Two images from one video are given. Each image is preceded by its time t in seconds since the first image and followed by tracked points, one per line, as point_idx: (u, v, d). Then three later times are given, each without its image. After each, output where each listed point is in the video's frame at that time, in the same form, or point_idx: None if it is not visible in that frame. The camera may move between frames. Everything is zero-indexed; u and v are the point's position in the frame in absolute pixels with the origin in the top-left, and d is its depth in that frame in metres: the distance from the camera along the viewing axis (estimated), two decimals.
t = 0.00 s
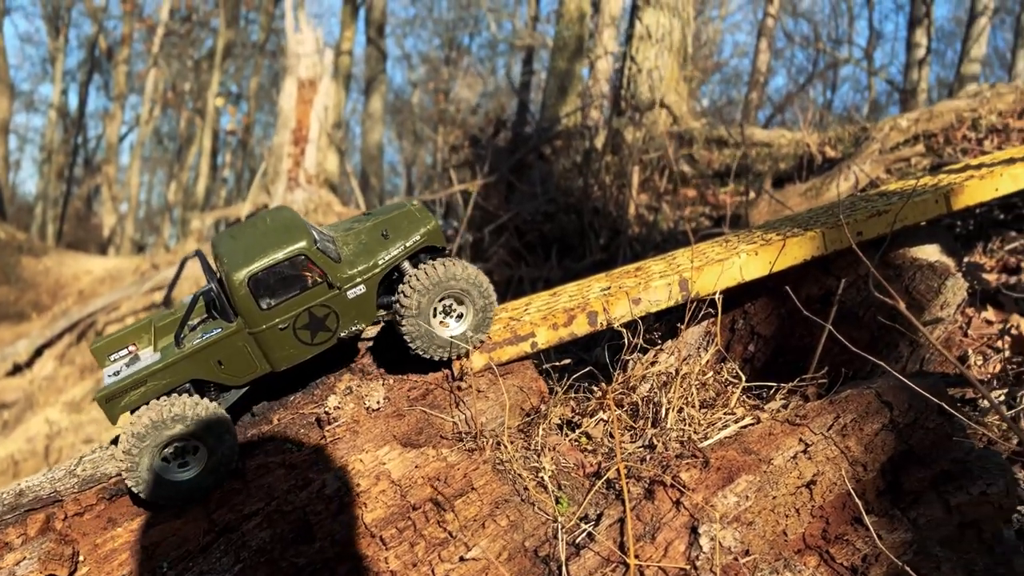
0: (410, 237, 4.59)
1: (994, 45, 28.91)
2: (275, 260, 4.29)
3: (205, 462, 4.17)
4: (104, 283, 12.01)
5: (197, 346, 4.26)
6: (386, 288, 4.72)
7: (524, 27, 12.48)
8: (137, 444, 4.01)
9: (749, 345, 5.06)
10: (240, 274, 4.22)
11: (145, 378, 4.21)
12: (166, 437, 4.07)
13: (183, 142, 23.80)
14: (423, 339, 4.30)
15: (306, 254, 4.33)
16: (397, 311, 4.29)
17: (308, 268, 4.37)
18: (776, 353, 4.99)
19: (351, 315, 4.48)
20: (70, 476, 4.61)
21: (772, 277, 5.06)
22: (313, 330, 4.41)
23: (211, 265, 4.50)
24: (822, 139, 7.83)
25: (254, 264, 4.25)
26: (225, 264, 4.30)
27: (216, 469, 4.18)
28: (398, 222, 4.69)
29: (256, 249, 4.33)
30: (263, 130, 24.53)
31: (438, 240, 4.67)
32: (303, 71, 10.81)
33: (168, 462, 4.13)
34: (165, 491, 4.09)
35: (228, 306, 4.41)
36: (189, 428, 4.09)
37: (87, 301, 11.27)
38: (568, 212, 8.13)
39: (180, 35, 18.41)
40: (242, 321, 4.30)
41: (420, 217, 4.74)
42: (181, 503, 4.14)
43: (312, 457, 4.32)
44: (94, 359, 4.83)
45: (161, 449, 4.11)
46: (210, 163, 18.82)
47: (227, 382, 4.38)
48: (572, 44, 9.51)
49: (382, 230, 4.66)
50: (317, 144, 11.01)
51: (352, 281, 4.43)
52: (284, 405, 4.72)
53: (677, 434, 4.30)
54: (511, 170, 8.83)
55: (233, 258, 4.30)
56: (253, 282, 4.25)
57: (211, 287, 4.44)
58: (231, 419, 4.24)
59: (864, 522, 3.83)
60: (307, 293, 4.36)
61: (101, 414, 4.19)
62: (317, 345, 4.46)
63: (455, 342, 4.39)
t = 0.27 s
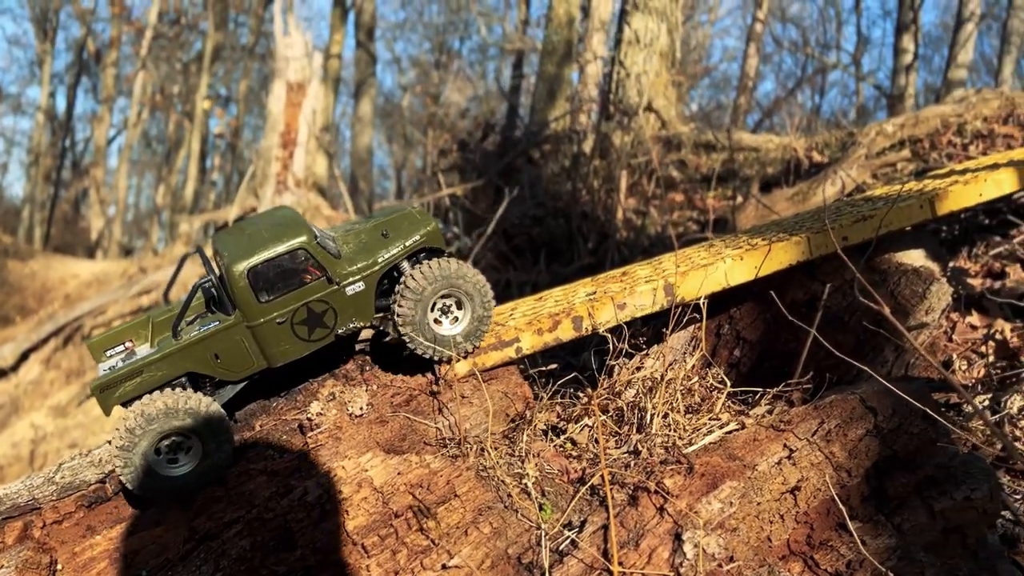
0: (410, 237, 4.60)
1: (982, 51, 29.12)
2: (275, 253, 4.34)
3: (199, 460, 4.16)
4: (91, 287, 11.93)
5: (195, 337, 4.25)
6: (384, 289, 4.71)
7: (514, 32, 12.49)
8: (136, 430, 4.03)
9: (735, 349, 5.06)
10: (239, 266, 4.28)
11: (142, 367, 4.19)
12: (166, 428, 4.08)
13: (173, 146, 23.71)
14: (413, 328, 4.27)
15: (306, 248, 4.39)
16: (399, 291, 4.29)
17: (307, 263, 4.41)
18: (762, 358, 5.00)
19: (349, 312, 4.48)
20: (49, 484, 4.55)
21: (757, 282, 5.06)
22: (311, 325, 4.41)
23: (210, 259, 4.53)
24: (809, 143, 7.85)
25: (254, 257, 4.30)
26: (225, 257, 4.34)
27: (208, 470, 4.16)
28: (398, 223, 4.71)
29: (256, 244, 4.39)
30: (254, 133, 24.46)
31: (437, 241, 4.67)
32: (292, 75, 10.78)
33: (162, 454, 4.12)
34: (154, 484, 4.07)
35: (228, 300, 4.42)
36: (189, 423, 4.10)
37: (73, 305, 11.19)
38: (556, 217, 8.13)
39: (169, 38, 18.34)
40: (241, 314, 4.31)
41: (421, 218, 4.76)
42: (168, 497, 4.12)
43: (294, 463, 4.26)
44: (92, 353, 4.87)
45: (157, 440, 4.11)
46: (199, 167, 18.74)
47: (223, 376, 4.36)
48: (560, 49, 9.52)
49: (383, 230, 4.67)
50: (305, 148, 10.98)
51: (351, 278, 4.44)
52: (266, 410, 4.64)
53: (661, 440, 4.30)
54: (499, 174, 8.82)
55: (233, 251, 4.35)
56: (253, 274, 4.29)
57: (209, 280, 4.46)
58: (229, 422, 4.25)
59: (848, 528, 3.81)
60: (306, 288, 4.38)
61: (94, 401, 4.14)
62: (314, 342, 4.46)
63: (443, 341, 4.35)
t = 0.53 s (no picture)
0: (411, 240, 4.61)
1: (969, 57, 29.32)
2: (279, 246, 4.36)
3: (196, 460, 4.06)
4: (77, 290, 11.84)
5: (198, 327, 4.25)
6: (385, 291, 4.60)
7: (504, 36, 12.48)
8: (138, 419, 3.96)
9: (720, 355, 5.01)
10: (244, 258, 4.30)
11: (144, 355, 4.18)
12: (169, 422, 3.99)
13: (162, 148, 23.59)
14: (411, 312, 4.26)
15: (310, 243, 4.43)
16: (411, 275, 4.35)
17: (310, 257, 4.43)
18: (747, 364, 4.97)
19: (350, 310, 4.47)
20: (26, 492, 4.49)
21: (742, 288, 5.04)
22: (312, 322, 4.39)
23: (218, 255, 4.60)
24: (796, 149, 7.85)
25: (259, 249, 4.33)
26: (231, 251, 4.37)
27: (203, 471, 4.05)
28: (402, 227, 4.74)
29: (261, 238, 4.43)
30: (243, 136, 24.36)
31: (439, 246, 4.68)
32: (280, 78, 10.74)
33: (161, 448, 4.03)
34: (147, 478, 3.95)
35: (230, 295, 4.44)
36: (191, 419, 4.02)
37: (58, 309, 11.10)
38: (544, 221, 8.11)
39: (158, 40, 18.26)
40: (243, 307, 4.31)
41: (425, 224, 4.79)
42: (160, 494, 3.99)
43: (275, 471, 4.18)
44: (91, 349, 4.71)
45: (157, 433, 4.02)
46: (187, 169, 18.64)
47: (222, 371, 4.33)
48: (549, 53, 9.50)
49: (386, 233, 4.74)
50: (294, 152, 10.95)
51: (353, 275, 4.46)
52: (247, 418, 4.47)
53: (645, 447, 4.28)
54: (488, 178, 8.79)
55: (240, 245, 4.38)
56: (256, 267, 4.30)
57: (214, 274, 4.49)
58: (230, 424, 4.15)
59: (832, 535, 3.81)
60: (309, 282, 4.38)
61: (93, 387, 4.12)
62: (314, 339, 4.42)
63: (433, 336, 4.31)
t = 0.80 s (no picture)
0: (416, 239, 4.65)
1: (957, 62, 29.52)
2: (286, 242, 4.41)
3: (195, 456, 4.11)
4: (64, 292, 11.77)
5: (203, 321, 4.30)
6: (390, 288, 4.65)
7: (494, 39, 12.48)
8: (141, 411, 4.03)
9: (708, 357, 5.03)
10: (250, 252, 4.34)
11: (148, 347, 4.24)
12: (172, 417, 4.06)
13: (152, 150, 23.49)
14: (418, 291, 4.35)
15: (316, 240, 4.46)
16: (431, 261, 4.46)
17: (317, 253, 4.47)
18: (734, 366, 4.98)
19: (354, 307, 4.50)
20: (10, 495, 4.46)
21: (729, 290, 5.07)
22: (315, 318, 4.42)
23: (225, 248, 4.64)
24: (785, 152, 7.87)
25: (266, 244, 4.36)
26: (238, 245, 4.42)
27: (200, 468, 4.10)
28: (406, 228, 4.79)
29: (269, 234, 4.47)
30: (233, 138, 24.28)
31: (442, 247, 4.72)
32: (270, 80, 10.72)
33: (162, 441, 4.10)
34: (145, 470, 4.02)
35: (236, 290, 4.47)
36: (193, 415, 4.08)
37: (46, 311, 11.04)
38: (534, 223, 8.12)
39: (147, 41, 18.19)
40: (248, 302, 4.36)
41: (429, 226, 4.84)
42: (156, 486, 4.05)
43: (259, 474, 4.15)
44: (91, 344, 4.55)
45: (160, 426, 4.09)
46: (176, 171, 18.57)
47: (225, 365, 4.37)
48: (539, 56, 9.50)
49: (390, 232, 4.77)
50: (283, 153, 10.94)
51: (358, 273, 4.49)
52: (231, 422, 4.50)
53: (632, 450, 4.27)
54: (477, 180, 8.80)
55: (247, 240, 4.43)
56: (262, 262, 4.34)
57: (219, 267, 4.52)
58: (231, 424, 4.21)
59: (818, 537, 3.81)
60: (314, 279, 4.41)
61: (97, 376, 4.19)
62: (316, 335, 4.45)
63: (429, 322, 4.35)
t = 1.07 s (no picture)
0: (422, 239, 4.67)
1: (944, 67, 29.75)
2: (295, 239, 4.45)
3: (198, 456, 4.06)
4: (51, 295, 11.68)
5: (211, 316, 4.32)
6: (396, 287, 4.69)
7: (485, 42, 12.48)
8: (155, 401, 4.03)
9: (695, 362, 5.03)
10: (258, 249, 4.38)
11: (155, 343, 4.23)
12: (188, 411, 4.06)
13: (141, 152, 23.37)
14: (435, 275, 4.39)
15: (324, 237, 4.50)
16: (458, 255, 4.52)
17: (325, 250, 4.51)
18: (720, 370, 4.99)
19: (361, 305, 4.55)
20: None
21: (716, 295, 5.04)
22: (322, 315, 4.48)
23: (231, 241, 4.66)
24: (773, 157, 7.89)
25: (274, 241, 4.41)
26: (247, 241, 4.45)
27: (200, 470, 4.05)
28: (412, 227, 4.81)
29: (277, 230, 4.50)
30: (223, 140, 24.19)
31: (447, 247, 4.74)
32: (259, 82, 10.70)
33: (175, 431, 4.08)
34: (148, 461, 3.96)
35: (243, 284, 4.50)
36: (207, 414, 4.08)
37: (32, 314, 10.95)
38: (523, 227, 8.11)
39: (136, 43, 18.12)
40: (255, 298, 4.39)
41: (434, 225, 4.87)
42: (153, 479, 3.98)
43: (243, 479, 4.10)
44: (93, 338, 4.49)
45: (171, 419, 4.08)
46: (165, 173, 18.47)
47: (232, 361, 4.41)
48: (529, 59, 9.51)
49: (396, 231, 4.80)
50: (273, 156, 10.92)
51: (366, 271, 4.52)
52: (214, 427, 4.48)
53: (618, 453, 4.28)
54: (467, 184, 8.80)
55: (256, 236, 4.47)
56: (271, 258, 4.39)
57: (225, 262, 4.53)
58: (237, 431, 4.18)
59: (802, 541, 3.79)
60: (322, 276, 4.46)
61: (104, 370, 4.17)
62: (323, 332, 4.50)
63: (431, 306, 4.34)
